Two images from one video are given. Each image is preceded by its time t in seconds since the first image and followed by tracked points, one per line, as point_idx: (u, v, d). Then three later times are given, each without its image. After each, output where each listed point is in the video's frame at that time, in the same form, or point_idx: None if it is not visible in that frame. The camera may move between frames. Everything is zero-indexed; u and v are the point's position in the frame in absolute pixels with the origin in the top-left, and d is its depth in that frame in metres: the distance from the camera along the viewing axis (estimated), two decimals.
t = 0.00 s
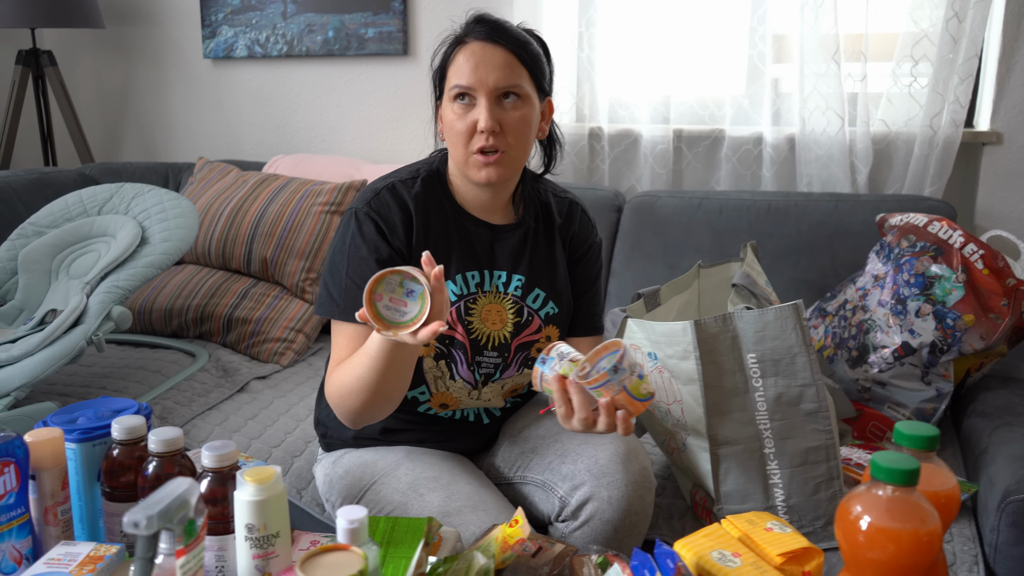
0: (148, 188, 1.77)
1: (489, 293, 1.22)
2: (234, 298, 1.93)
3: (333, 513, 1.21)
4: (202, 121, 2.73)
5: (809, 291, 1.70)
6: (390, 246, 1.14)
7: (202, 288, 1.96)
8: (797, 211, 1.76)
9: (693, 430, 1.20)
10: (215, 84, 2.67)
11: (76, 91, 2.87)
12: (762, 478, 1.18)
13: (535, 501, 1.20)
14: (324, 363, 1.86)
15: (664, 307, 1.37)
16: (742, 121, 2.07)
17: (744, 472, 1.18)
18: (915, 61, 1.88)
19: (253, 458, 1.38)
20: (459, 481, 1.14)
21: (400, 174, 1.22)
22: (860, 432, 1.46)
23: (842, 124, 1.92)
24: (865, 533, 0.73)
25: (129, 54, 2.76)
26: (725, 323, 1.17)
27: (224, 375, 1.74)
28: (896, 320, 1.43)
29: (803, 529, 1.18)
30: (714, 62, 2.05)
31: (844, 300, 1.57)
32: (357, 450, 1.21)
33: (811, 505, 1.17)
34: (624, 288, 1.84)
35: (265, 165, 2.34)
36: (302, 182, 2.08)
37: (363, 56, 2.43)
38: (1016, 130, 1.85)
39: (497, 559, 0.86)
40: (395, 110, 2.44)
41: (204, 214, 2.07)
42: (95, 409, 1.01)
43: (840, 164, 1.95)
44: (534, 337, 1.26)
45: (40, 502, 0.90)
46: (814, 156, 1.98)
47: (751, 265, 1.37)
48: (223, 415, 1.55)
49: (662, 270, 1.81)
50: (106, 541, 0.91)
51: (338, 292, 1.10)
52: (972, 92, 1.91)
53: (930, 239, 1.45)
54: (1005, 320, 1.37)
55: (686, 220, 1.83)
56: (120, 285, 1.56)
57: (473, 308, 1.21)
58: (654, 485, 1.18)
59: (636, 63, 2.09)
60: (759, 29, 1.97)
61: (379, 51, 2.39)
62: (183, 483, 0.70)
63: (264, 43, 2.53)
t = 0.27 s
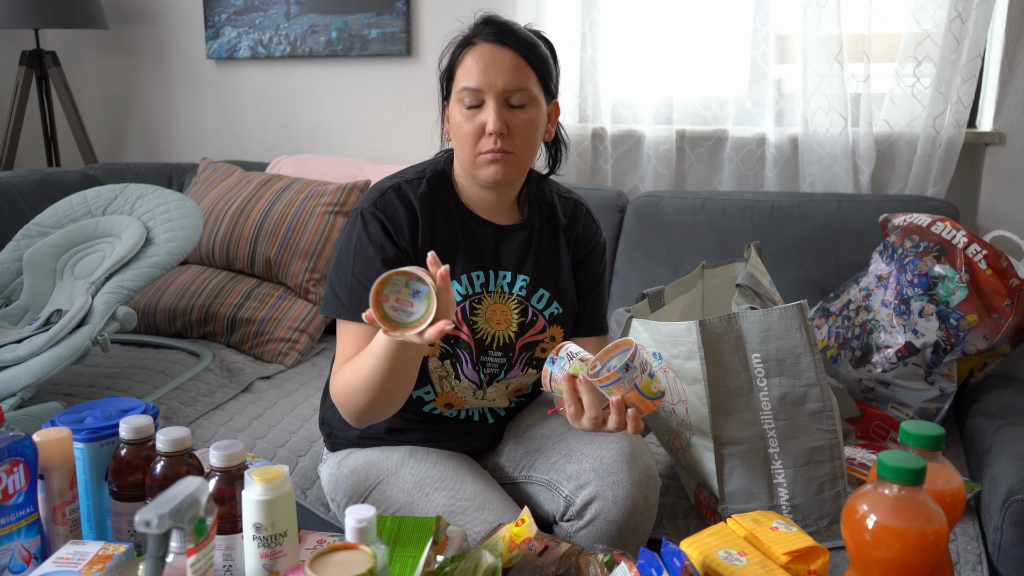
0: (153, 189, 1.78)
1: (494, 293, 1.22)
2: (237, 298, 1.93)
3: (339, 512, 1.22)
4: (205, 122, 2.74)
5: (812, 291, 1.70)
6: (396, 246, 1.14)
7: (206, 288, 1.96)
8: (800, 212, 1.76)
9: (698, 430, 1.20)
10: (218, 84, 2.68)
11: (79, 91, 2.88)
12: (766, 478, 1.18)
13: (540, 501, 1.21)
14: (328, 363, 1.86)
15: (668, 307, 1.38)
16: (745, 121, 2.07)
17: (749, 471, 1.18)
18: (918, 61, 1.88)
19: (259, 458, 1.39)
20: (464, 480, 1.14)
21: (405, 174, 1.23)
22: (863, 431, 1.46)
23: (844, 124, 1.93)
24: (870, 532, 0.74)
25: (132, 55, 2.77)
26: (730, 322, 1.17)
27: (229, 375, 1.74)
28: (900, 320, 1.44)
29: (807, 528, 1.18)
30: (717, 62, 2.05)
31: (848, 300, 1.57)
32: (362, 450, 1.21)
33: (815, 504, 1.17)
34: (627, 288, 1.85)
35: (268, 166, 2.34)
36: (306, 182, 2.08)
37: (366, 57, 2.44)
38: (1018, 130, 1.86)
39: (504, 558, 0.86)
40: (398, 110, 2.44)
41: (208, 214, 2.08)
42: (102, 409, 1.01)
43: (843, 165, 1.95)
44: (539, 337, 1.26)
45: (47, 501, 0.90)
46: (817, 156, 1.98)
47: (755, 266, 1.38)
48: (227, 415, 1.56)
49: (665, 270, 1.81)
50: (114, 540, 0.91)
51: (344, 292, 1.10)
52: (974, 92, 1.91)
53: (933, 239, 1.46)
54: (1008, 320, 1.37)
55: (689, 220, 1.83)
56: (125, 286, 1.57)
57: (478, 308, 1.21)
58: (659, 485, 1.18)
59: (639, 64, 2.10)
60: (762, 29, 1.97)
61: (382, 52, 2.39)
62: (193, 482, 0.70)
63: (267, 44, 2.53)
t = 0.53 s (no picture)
0: (155, 188, 1.78)
1: (497, 293, 1.22)
2: (239, 297, 1.93)
3: (341, 511, 1.22)
4: (206, 122, 2.74)
5: (813, 291, 1.70)
6: (399, 245, 1.14)
7: (208, 287, 1.97)
8: (801, 211, 1.77)
9: (699, 429, 1.20)
10: (219, 84, 2.68)
11: (80, 91, 2.88)
12: (768, 477, 1.18)
13: (542, 500, 1.21)
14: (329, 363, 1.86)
15: (669, 306, 1.38)
16: (746, 121, 2.07)
17: (750, 471, 1.18)
18: (919, 61, 1.88)
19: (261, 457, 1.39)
20: (467, 480, 1.14)
21: (409, 174, 1.23)
22: (864, 431, 1.46)
23: (845, 124, 1.93)
24: (873, 530, 0.74)
25: (134, 54, 2.77)
26: (732, 322, 1.18)
27: (230, 374, 1.75)
28: (902, 319, 1.44)
29: (808, 527, 1.19)
30: (718, 62, 2.05)
31: (849, 300, 1.57)
32: (365, 449, 1.22)
33: (817, 504, 1.17)
34: (628, 288, 1.85)
35: (270, 165, 2.35)
36: (307, 182, 2.08)
37: (367, 57, 2.44)
38: (1019, 130, 1.86)
39: (507, 557, 0.86)
40: (400, 110, 2.45)
41: (209, 213, 2.08)
42: (105, 408, 1.01)
43: (844, 165, 1.96)
44: (541, 336, 1.26)
45: (52, 500, 0.90)
46: (818, 156, 1.98)
47: (757, 265, 1.38)
48: (229, 414, 1.56)
49: (667, 270, 1.81)
50: (117, 539, 0.92)
51: (347, 291, 1.11)
52: (975, 92, 1.91)
53: (934, 238, 1.46)
54: (1009, 320, 1.37)
55: (691, 220, 1.83)
56: (127, 285, 1.57)
57: (481, 307, 1.21)
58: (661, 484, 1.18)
59: (640, 64, 2.10)
60: (763, 29, 1.97)
61: (384, 52, 2.39)
62: (198, 480, 0.70)
63: (268, 43, 2.53)
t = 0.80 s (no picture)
0: (155, 188, 1.78)
1: (497, 293, 1.22)
2: (239, 297, 1.93)
3: (342, 511, 1.22)
4: (206, 121, 2.74)
5: (814, 290, 1.70)
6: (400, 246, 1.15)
7: (208, 287, 1.97)
8: (801, 211, 1.77)
9: (700, 429, 1.20)
10: (219, 84, 2.68)
11: (80, 91, 2.88)
12: (768, 477, 1.19)
13: (543, 499, 1.21)
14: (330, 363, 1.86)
15: (670, 306, 1.38)
16: (746, 121, 2.07)
17: (751, 470, 1.18)
18: (919, 61, 1.88)
19: (261, 457, 1.39)
20: (467, 480, 1.14)
21: (409, 174, 1.23)
22: (864, 430, 1.46)
23: (845, 124, 1.93)
24: (874, 530, 0.74)
25: (134, 54, 2.77)
26: (732, 322, 1.18)
27: (231, 374, 1.75)
28: (902, 319, 1.44)
29: (808, 527, 1.19)
30: (718, 62, 2.05)
31: (849, 300, 1.57)
32: (365, 449, 1.22)
33: (817, 503, 1.18)
34: (628, 288, 1.85)
35: (270, 165, 2.35)
36: (307, 182, 2.08)
37: (367, 56, 2.44)
38: (1019, 130, 1.86)
39: (508, 556, 0.87)
40: (400, 110, 2.45)
41: (209, 213, 2.08)
42: (106, 408, 1.01)
43: (844, 165, 1.96)
44: (541, 336, 1.26)
45: (52, 500, 0.90)
46: (818, 156, 1.98)
47: (757, 265, 1.38)
48: (229, 414, 1.56)
49: (667, 269, 1.81)
50: (118, 539, 0.92)
51: (349, 291, 1.11)
52: (975, 92, 1.91)
53: (934, 238, 1.46)
54: (1009, 319, 1.37)
55: (691, 220, 1.84)
56: (128, 285, 1.57)
57: (481, 308, 1.22)
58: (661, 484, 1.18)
59: (640, 64, 2.10)
60: (763, 29, 1.97)
61: (384, 51, 2.39)
62: (199, 480, 0.70)
63: (268, 43, 2.53)
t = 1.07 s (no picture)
0: (153, 189, 1.78)
1: (492, 291, 1.23)
2: (237, 297, 1.93)
3: (339, 511, 1.22)
4: (204, 122, 2.74)
5: (811, 290, 1.70)
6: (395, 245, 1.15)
7: (206, 288, 1.97)
8: (798, 211, 1.77)
9: (696, 429, 1.21)
10: (217, 84, 2.68)
11: (78, 91, 2.88)
12: (764, 477, 1.19)
13: (540, 500, 1.21)
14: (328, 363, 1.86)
15: (667, 306, 1.38)
16: (743, 121, 2.07)
17: (747, 470, 1.18)
18: (916, 61, 1.88)
19: (259, 457, 1.39)
20: (464, 480, 1.14)
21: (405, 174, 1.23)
22: (861, 430, 1.46)
23: (843, 124, 1.93)
24: (868, 530, 0.74)
25: (132, 54, 2.77)
26: (728, 322, 1.18)
27: (228, 374, 1.75)
28: (897, 319, 1.44)
29: (805, 526, 1.19)
30: (715, 63, 2.05)
31: (846, 300, 1.57)
32: (363, 449, 1.22)
33: (813, 503, 1.18)
34: (626, 288, 1.85)
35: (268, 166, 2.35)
36: (305, 182, 2.08)
37: (365, 57, 2.44)
38: (1016, 130, 1.86)
39: (504, 556, 0.86)
40: (398, 110, 2.45)
41: (207, 213, 2.08)
42: (103, 408, 1.01)
43: (841, 165, 1.96)
44: (537, 336, 1.27)
45: (49, 501, 0.90)
46: (815, 156, 1.99)
47: (753, 265, 1.38)
48: (227, 415, 1.56)
49: (665, 270, 1.81)
50: (115, 540, 0.92)
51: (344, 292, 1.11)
52: (973, 92, 1.91)
53: (931, 238, 1.46)
54: (1005, 319, 1.37)
55: (688, 220, 1.84)
56: (125, 286, 1.57)
57: (476, 306, 1.23)
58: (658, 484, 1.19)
59: (637, 64, 2.10)
60: (760, 29, 1.98)
61: (382, 52, 2.39)
62: (195, 481, 0.70)
63: (266, 43, 2.53)
